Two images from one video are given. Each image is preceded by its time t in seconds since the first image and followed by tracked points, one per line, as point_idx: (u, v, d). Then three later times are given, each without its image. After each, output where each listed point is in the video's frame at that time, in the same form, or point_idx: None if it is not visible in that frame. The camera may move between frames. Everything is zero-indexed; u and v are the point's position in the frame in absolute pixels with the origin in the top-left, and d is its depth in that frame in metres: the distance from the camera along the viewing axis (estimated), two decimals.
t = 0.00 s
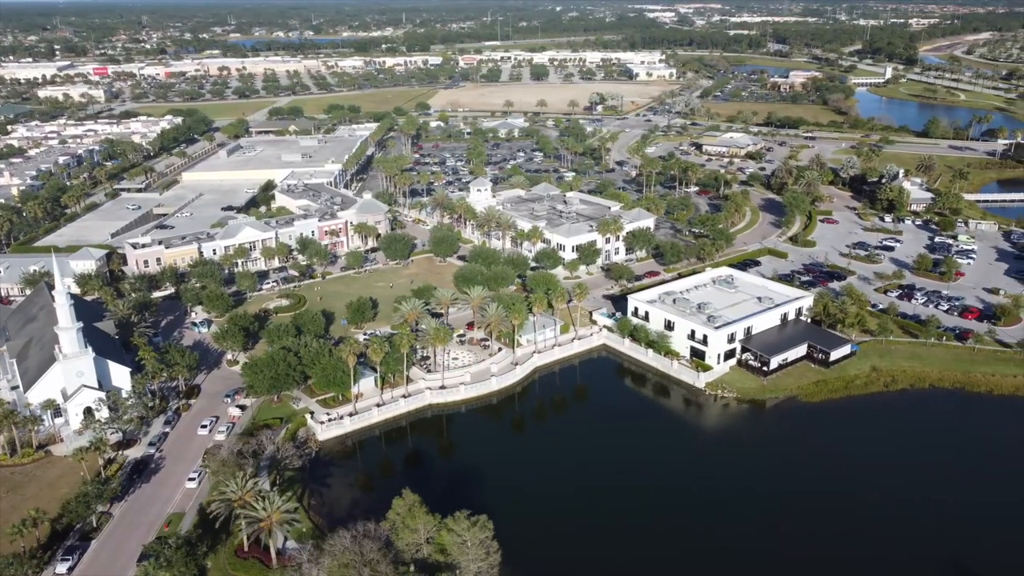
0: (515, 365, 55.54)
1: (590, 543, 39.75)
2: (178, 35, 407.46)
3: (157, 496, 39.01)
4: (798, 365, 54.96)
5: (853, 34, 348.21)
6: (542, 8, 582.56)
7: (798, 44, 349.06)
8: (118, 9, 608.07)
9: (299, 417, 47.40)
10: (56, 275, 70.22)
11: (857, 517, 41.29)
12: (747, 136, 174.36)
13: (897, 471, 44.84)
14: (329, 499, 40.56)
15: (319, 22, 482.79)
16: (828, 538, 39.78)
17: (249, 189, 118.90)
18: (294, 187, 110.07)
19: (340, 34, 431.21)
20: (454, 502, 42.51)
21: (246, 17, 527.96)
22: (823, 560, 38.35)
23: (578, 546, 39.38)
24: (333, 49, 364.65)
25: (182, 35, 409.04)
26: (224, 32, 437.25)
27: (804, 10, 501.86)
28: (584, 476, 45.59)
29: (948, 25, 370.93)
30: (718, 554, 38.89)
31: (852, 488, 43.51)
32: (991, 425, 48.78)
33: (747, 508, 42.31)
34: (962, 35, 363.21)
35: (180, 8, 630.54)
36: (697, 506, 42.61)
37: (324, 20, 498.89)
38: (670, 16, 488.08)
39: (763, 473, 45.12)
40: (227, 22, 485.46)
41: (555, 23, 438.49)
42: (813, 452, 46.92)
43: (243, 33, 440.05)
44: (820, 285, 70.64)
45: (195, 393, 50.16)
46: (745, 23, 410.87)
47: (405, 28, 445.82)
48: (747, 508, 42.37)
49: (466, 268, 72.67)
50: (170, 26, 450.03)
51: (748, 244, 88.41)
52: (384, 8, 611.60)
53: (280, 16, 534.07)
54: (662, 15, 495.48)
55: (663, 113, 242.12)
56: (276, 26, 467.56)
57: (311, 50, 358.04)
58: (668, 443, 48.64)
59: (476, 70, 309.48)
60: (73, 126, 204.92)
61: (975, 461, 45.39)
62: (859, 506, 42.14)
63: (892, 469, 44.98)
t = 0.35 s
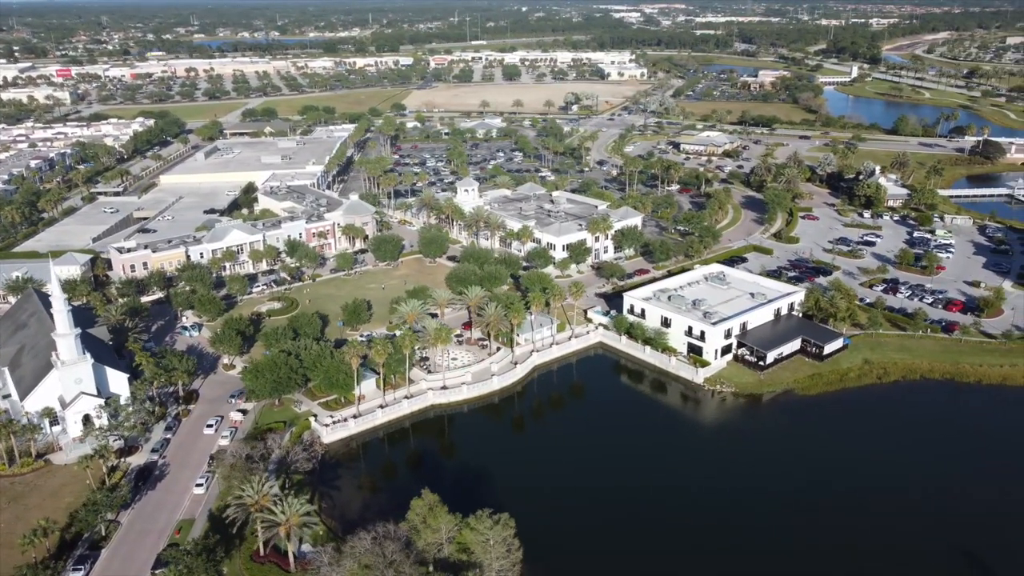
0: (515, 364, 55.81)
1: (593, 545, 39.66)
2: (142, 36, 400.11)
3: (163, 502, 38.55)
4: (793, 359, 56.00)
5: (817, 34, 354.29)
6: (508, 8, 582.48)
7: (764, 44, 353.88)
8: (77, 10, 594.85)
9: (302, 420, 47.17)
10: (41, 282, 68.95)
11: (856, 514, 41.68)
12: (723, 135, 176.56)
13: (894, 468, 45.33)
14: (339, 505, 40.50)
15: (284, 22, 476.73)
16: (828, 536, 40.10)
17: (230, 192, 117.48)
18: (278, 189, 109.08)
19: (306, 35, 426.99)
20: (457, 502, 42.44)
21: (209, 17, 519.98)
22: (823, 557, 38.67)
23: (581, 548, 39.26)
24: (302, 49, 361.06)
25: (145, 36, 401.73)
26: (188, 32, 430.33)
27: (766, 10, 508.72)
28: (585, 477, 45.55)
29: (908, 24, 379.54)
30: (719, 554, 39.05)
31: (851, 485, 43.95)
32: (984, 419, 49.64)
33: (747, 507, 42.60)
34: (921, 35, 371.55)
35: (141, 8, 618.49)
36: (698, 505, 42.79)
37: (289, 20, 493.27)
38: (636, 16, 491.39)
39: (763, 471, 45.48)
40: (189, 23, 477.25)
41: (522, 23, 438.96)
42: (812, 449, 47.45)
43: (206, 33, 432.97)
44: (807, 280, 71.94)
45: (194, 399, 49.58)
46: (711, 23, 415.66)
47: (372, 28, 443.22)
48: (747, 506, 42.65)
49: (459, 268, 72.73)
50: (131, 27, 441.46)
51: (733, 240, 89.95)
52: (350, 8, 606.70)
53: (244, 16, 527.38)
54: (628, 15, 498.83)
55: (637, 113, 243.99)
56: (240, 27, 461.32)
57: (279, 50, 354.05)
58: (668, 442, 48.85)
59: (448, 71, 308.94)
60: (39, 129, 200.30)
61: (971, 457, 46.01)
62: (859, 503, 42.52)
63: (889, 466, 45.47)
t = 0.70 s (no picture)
0: (514, 363, 56.13)
1: (595, 545, 39.57)
2: (104, 37, 391.98)
3: (170, 509, 38.08)
4: (787, 353, 57.17)
5: (782, 34, 359.95)
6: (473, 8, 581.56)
7: (730, 43, 358.34)
8: (33, 11, 580.38)
9: (305, 423, 47.01)
10: (26, 287, 67.54)
11: (853, 511, 42.11)
12: (698, 133, 178.59)
13: (889, 464, 45.94)
14: (348, 508, 40.47)
15: (248, 23, 470.51)
16: (826, 533, 40.43)
17: (210, 194, 115.84)
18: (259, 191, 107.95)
19: (273, 35, 422.06)
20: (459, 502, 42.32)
21: (171, 17, 511.42)
22: (822, 553, 39.03)
23: (583, 549, 39.09)
24: (269, 50, 357.01)
25: (107, 36, 393.71)
26: (151, 33, 422.62)
27: (728, 10, 514.93)
28: (585, 476, 45.44)
29: (869, 24, 387.01)
30: (719, 552, 39.18)
31: (849, 482, 44.41)
32: (976, 415, 50.63)
33: (746, 505, 42.87)
34: (881, 34, 379.19)
35: (100, 8, 605.27)
36: (697, 504, 42.96)
37: (252, 21, 486.16)
38: (603, 16, 493.96)
39: (761, 468, 45.85)
40: (151, 23, 468.54)
41: (490, 23, 438.72)
42: (808, 445, 47.96)
43: (170, 34, 425.69)
44: (793, 275, 73.25)
45: (193, 404, 48.98)
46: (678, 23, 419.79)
47: (340, 28, 439.93)
48: (746, 504, 42.89)
49: (450, 268, 72.74)
50: (91, 28, 432.17)
51: (717, 237, 91.11)
52: (314, 9, 601.06)
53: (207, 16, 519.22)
54: (594, 15, 501.38)
55: (611, 112, 245.62)
56: (203, 27, 453.61)
57: (245, 51, 349.53)
58: (667, 441, 48.98)
59: (419, 71, 308.00)
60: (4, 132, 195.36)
61: (965, 453, 46.77)
62: (856, 500, 42.94)
63: (885, 463, 46.05)
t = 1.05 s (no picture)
0: (514, 361, 56.51)
1: (595, 544, 39.71)
2: (65, 37, 383.67)
3: (179, 515, 37.73)
4: (781, 347, 58.31)
5: (749, 34, 364.66)
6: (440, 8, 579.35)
7: (699, 42, 361.89)
8: None
9: (310, 424, 46.90)
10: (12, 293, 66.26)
11: (849, 505, 42.67)
12: (675, 131, 180.22)
13: (884, 459, 46.54)
14: (359, 508, 40.50)
15: (213, 23, 463.78)
16: (822, 528, 40.92)
17: (191, 197, 114.35)
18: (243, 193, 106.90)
19: (240, 36, 416.80)
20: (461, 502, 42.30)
21: (132, 17, 502.33)
22: (818, 547, 39.52)
23: (584, 549, 39.16)
24: (236, 51, 352.53)
25: (69, 37, 385.41)
26: (113, 33, 414.33)
27: (693, 10, 519.40)
28: (585, 475, 45.58)
29: (832, 23, 393.22)
30: (717, 548, 39.48)
31: (844, 477, 45.01)
32: (966, 408, 51.67)
33: (743, 500, 43.33)
34: (844, 33, 385.63)
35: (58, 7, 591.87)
36: (695, 501, 43.29)
37: (218, 21, 479.27)
38: (570, 16, 494.98)
39: (758, 464, 46.38)
40: (113, 23, 459.52)
41: (459, 23, 437.79)
42: (803, 441, 48.55)
43: (134, 35, 417.97)
44: (781, 271, 74.44)
45: (193, 408, 48.49)
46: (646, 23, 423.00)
47: (307, 28, 435.68)
48: (743, 500, 43.33)
49: (443, 267, 72.84)
50: (51, 28, 422.49)
51: (704, 234, 92.19)
52: (279, 9, 594.33)
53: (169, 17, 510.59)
54: (561, 14, 502.38)
55: (586, 110, 246.80)
56: (168, 28, 445.68)
57: (212, 51, 344.64)
58: (664, 439, 49.30)
59: (391, 72, 306.56)
60: None
61: (958, 447, 47.48)
62: (852, 494, 43.48)
63: (879, 458, 46.71)
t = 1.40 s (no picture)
0: (516, 360, 56.86)
1: (600, 544, 39.75)
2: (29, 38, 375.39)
3: (193, 519, 37.46)
4: (778, 341, 59.31)
5: (720, 33, 368.32)
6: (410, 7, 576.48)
7: (671, 41, 364.48)
8: None
9: (318, 426, 46.80)
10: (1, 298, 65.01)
11: (850, 502, 43.04)
12: (655, 130, 181.45)
13: (883, 455, 46.94)
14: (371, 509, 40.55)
15: (181, 23, 456.98)
16: (824, 525, 41.22)
17: (175, 199, 113.03)
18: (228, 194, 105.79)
19: (209, 36, 411.18)
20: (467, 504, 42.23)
21: (97, 17, 493.13)
22: (818, 544, 39.87)
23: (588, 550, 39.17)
24: (207, 51, 347.85)
25: (33, 37, 377.26)
26: (79, 34, 406.13)
27: (663, 9, 522.61)
28: (588, 474, 45.64)
29: (799, 23, 398.41)
30: (719, 546, 39.71)
31: (845, 473, 45.43)
32: (961, 401, 52.61)
33: (744, 497, 43.66)
34: (812, 31, 391.03)
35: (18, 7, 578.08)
36: (697, 500, 43.50)
37: (185, 21, 472.19)
38: (541, 15, 496.00)
39: (757, 460, 46.81)
40: (78, 23, 450.52)
41: (430, 22, 436.12)
42: (804, 437, 48.95)
43: (100, 36, 409.98)
44: (772, 266, 75.44)
45: (197, 412, 48.07)
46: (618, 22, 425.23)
47: (278, 28, 431.23)
48: (746, 498, 43.60)
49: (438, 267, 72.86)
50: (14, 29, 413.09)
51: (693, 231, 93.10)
52: (245, 8, 586.84)
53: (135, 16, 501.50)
54: (532, 14, 502.88)
55: (565, 109, 247.53)
56: (135, 28, 438.16)
57: (182, 51, 339.57)
58: (666, 437, 49.50)
59: (366, 72, 304.79)
60: None
61: (955, 444, 47.94)
62: (852, 491, 43.85)
63: (879, 454, 47.13)
